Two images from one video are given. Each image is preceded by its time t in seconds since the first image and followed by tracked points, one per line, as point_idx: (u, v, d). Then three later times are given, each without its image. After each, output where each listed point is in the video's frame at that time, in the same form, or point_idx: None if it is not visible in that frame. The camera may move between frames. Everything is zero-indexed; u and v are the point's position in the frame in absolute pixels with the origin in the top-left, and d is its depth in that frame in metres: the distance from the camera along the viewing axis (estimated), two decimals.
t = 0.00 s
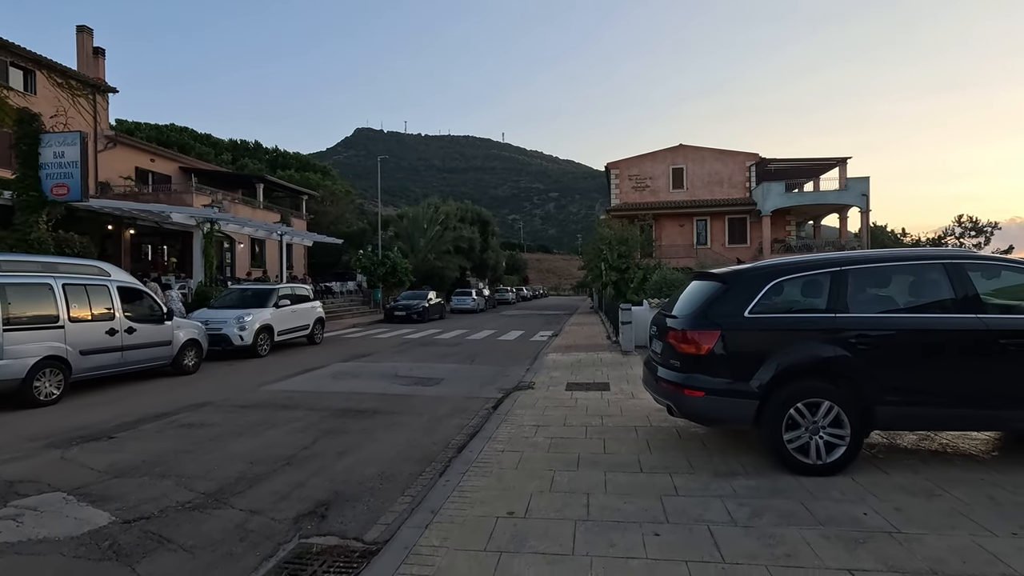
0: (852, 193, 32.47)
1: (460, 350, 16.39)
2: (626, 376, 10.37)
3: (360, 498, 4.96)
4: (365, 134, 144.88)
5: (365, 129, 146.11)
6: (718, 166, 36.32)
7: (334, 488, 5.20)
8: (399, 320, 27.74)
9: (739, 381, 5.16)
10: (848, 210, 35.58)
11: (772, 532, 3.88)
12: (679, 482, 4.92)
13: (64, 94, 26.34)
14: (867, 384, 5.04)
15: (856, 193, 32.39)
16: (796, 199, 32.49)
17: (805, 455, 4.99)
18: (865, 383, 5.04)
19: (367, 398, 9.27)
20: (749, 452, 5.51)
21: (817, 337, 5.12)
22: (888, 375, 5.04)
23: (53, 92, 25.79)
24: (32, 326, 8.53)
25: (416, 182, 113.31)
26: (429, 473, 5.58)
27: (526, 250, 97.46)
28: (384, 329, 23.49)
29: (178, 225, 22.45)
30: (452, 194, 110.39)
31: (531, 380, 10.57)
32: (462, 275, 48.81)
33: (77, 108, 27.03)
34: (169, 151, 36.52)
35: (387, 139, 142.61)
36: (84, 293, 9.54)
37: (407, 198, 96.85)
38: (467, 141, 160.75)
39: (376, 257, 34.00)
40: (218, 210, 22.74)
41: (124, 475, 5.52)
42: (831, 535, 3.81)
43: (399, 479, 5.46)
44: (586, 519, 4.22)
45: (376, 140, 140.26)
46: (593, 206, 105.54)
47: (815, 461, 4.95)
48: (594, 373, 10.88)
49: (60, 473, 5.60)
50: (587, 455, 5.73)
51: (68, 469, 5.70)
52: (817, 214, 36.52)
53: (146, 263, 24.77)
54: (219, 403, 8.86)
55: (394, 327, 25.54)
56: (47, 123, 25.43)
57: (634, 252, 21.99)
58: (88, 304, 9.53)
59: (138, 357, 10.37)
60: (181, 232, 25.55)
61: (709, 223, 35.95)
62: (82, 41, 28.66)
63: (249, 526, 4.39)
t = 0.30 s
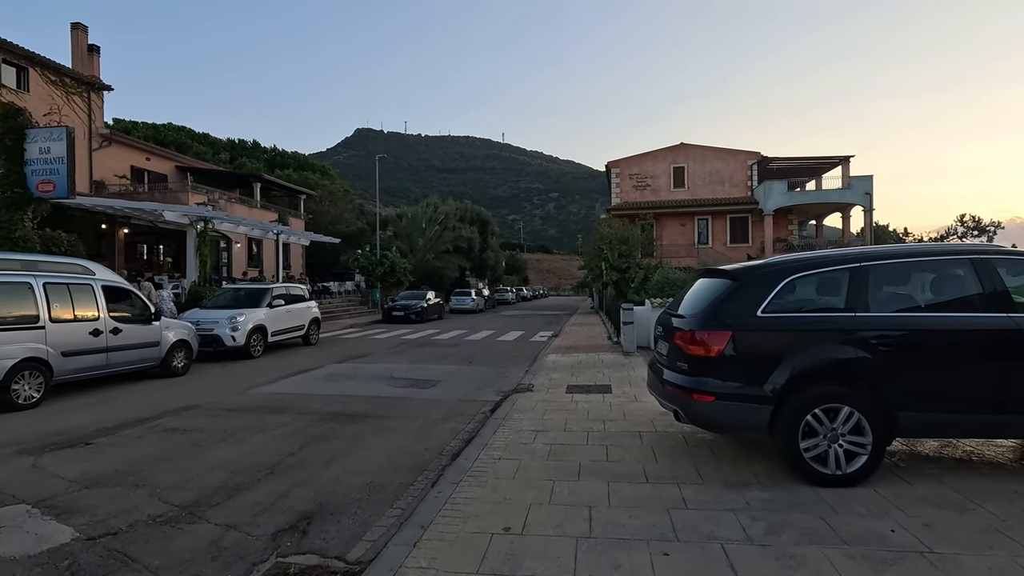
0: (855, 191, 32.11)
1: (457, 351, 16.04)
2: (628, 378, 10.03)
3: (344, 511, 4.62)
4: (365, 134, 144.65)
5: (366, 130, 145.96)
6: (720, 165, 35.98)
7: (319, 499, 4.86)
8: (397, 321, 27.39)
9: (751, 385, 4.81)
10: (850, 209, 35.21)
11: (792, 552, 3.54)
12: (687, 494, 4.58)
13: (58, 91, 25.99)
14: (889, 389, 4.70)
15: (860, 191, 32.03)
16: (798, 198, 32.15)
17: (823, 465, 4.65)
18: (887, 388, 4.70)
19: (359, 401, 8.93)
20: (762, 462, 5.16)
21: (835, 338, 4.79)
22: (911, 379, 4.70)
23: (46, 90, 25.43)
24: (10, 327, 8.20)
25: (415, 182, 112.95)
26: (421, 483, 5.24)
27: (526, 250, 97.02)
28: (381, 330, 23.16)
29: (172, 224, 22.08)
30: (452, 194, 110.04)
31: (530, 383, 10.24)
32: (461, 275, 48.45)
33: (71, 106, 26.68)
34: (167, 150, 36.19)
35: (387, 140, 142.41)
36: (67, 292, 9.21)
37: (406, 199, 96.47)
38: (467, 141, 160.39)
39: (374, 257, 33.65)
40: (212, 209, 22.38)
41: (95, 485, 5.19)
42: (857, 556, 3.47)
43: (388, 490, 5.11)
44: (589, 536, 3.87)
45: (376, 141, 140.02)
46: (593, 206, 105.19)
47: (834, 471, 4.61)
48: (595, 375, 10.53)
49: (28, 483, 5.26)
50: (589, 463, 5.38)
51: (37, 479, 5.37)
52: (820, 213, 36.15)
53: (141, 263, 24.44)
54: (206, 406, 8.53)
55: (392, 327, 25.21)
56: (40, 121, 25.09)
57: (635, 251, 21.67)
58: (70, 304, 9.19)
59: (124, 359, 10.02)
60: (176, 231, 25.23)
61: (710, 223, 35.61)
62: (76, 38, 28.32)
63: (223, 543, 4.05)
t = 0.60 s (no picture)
0: (860, 189, 31.71)
1: (457, 353, 15.71)
2: (633, 382, 9.68)
3: (330, 531, 4.29)
4: (366, 134, 144.40)
5: (367, 130, 145.65)
6: (723, 163, 35.61)
7: (304, 517, 4.52)
8: (397, 321, 27.07)
9: (769, 395, 4.47)
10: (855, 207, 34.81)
11: None
12: (700, 513, 4.23)
13: (54, 89, 25.72)
14: (918, 399, 4.36)
15: (865, 189, 31.63)
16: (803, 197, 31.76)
17: (847, 481, 4.31)
18: (916, 398, 4.35)
19: (354, 407, 8.60)
20: (780, 477, 4.81)
21: (860, 344, 4.43)
22: (943, 388, 4.34)
23: (42, 88, 25.16)
24: None
25: (416, 182, 112.56)
26: (414, 499, 4.91)
27: (527, 249, 96.61)
28: (380, 330, 22.86)
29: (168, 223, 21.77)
30: (453, 194, 109.71)
31: (531, 386, 9.90)
32: (462, 275, 48.12)
33: (67, 104, 26.42)
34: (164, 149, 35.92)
35: (388, 139, 142.11)
36: (50, 294, 8.89)
37: (407, 198, 96.12)
38: (468, 140, 160.05)
39: (373, 257, 33.31)
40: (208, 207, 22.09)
41: (66, 501, 4.85)
42: None
43: (379, 506, 4.77)
44: (595, 563, 3.53)
45: (377, 140, 139.75)
46: (595, 205, 104.78)
47: (860, 488, 4.26)
48: (598, 378, 10.20)
49: None
50: (593, 477, 5.04)
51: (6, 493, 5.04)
52: (824, 211, 35.77)
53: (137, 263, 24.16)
54: (194, 412, 8.20)
55: (391, 327, 24.89)
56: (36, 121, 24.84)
57: (637, 250, 21.32)
58: (54, 305, 8.88)
59: (111, 362, 9.71)
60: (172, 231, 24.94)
61: (713, 221, 35.23)
62: (73, 36, 28.03)
63: (196, 569, 3.71)
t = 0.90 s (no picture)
0: (867, 188, 31.29)
1: (458, 354, 15.39)
2: (639, 385, 9.35)
3: (317, 549, 3.97)
4: (369, 134, 144.30)
5: (369, 130, 145.44)
6: (728, 161, 35.21)
7: (289, 534, 4.21)
8: (398, 322, 26.78)
9: (791, 403, 4.14)
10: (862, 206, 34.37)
11: None
12: (716, 530, 3.90)
13: (52, 88, 25.46)
14: (952, 407, 4.02)
15: (872, 188, 31.21)
16: (809, 195, 31.35)
17: (877, 497, 3.98)
18: (952, 407, 4.02)
19: (350, 411, 8.30)
20: (802, 492, 4.47)
21: (889, 348, 4.09)
22: (980, 396, 4.01)
23: (39, 86, 24.90)
24: None
25: (418, 182, 112.28)
26: (409, 513, 4.59)
27: (530, 249, 96.20)
28: (381, 331, 22.56)
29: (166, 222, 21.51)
30: (456, 194, 109.42)
31: (533, 390, 9.57)
32: (464, 274, 47.82)
33: (66, 103, 26.16)
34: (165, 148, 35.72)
35: (390, 139, 141.95)
36: (37, 294, 8.60)
37: (409, 198, 95.86)
38: (471, 141, 159.81)
39: (375, 256, 32.99)
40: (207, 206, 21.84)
41: (38, 514, 4.54)
42: None
43: (371, 521, 4.46)
44: None
45: (379, 141, 139.60)
46: (598, 205, 104.38)
47: (890, 504, 3.93)
48: (602, 381, 9.88)
49: None
50: (600, 490, 4.72)
51: None
52: (830, 211, 35.33)
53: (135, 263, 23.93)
54: (184, 417, 7.90)
55: (392, 328, 24.57)
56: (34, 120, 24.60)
57: (641, 249, 21.01)
58: (41, 305, 8.61)
59: (101, 364, 9.41)
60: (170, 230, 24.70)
61: (718, 220, 34.83)
62: (72, 33, 27.81)
63: None
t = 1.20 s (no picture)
0: (872, 187, 30.90)
1: (458, 356, 15.05)
2: (645, 389, 9.00)
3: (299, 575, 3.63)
4: (370, 134, 144.04)
5: (370, 130, 145.18)
6: (731, 160, 34.84)
7: (271, 556, 3.87)
8: (398, 322, 26.44)
9: (819, 415, 3.79)
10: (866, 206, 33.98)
11: None
12: (738, 555, 3.55)
13: (47, 85, 25.17)
14: (996, 419, 3.67)
15: (877, 187, 30.83)
16: (813, 194, 30.98)
17: (914, 517, 3.64)
18: (996, 419, 3.66)
19: (344, 417, 7.95)
20: (829, 511, 4.12)
21: (926, 355, 3.73)
22: None
23: (35, 84, 24.61)
24: None
25: (419, 182, 111.93)
26: (401, 531, 4.25)
27: (531, 249, 95.77)
28: (379, 332, 22.21)
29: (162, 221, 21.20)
30: (456, 194, 109.08)
31: (535, 394, 9.22)
32: (465, 274, 47.47)
33: (62, 100, 25.87)
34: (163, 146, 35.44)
35: (391, 139, 141.68)
36: (18, 295, 8.27)
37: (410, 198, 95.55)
38: (471, 141, 159.52)
39: (374, 256, 32.61)
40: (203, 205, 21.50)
41: None
42: None
43: (361, 541, 4.11)
44: None
45: (380, 141, 139.29)
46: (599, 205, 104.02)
47: (929, 526, 3.60)
48: (607, 385, 9.52)
49: None
50: (608, 506, 4.37)
51: None
52: (834, 210, 34.94)
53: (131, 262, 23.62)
54: (170, 423, 7.56)
55: (391, 328, 24.20)
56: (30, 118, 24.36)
57: (644, 249, 20.66)
58: (22, 306, 8.28)
59: (87, 367, 9.07)
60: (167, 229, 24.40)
61: (721, 220, 34.47)
62: (68, 31, 27.48)
63: None
